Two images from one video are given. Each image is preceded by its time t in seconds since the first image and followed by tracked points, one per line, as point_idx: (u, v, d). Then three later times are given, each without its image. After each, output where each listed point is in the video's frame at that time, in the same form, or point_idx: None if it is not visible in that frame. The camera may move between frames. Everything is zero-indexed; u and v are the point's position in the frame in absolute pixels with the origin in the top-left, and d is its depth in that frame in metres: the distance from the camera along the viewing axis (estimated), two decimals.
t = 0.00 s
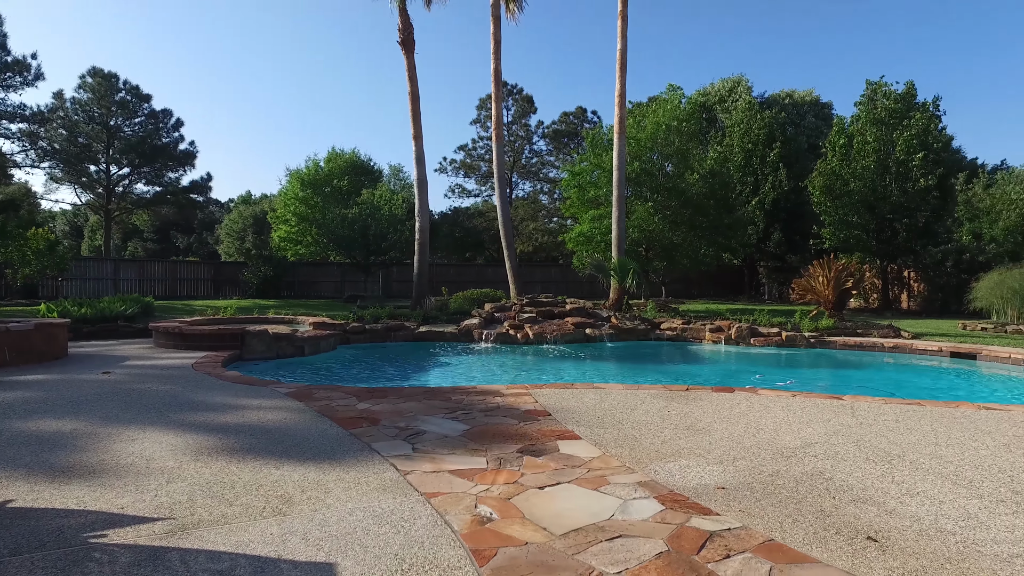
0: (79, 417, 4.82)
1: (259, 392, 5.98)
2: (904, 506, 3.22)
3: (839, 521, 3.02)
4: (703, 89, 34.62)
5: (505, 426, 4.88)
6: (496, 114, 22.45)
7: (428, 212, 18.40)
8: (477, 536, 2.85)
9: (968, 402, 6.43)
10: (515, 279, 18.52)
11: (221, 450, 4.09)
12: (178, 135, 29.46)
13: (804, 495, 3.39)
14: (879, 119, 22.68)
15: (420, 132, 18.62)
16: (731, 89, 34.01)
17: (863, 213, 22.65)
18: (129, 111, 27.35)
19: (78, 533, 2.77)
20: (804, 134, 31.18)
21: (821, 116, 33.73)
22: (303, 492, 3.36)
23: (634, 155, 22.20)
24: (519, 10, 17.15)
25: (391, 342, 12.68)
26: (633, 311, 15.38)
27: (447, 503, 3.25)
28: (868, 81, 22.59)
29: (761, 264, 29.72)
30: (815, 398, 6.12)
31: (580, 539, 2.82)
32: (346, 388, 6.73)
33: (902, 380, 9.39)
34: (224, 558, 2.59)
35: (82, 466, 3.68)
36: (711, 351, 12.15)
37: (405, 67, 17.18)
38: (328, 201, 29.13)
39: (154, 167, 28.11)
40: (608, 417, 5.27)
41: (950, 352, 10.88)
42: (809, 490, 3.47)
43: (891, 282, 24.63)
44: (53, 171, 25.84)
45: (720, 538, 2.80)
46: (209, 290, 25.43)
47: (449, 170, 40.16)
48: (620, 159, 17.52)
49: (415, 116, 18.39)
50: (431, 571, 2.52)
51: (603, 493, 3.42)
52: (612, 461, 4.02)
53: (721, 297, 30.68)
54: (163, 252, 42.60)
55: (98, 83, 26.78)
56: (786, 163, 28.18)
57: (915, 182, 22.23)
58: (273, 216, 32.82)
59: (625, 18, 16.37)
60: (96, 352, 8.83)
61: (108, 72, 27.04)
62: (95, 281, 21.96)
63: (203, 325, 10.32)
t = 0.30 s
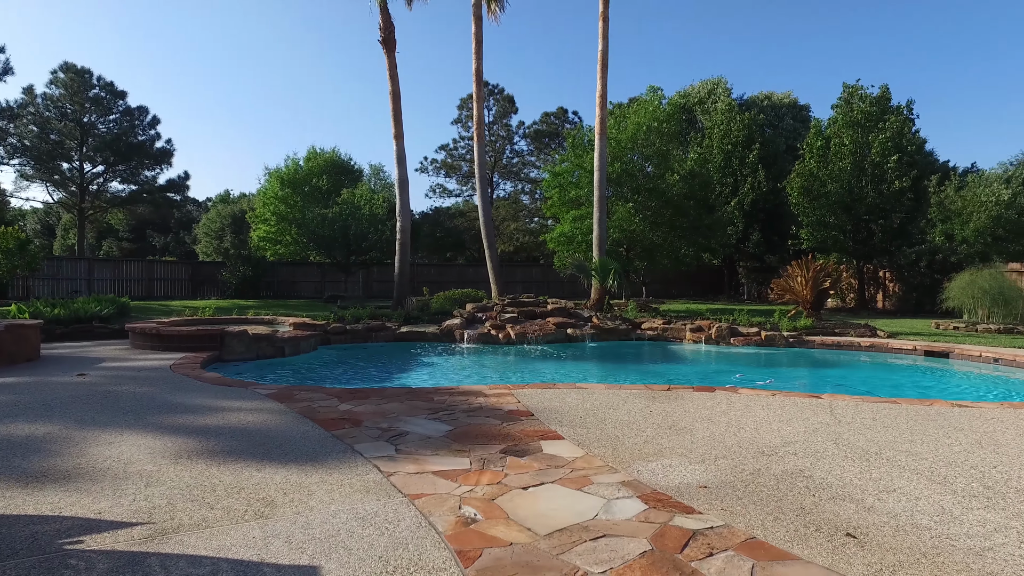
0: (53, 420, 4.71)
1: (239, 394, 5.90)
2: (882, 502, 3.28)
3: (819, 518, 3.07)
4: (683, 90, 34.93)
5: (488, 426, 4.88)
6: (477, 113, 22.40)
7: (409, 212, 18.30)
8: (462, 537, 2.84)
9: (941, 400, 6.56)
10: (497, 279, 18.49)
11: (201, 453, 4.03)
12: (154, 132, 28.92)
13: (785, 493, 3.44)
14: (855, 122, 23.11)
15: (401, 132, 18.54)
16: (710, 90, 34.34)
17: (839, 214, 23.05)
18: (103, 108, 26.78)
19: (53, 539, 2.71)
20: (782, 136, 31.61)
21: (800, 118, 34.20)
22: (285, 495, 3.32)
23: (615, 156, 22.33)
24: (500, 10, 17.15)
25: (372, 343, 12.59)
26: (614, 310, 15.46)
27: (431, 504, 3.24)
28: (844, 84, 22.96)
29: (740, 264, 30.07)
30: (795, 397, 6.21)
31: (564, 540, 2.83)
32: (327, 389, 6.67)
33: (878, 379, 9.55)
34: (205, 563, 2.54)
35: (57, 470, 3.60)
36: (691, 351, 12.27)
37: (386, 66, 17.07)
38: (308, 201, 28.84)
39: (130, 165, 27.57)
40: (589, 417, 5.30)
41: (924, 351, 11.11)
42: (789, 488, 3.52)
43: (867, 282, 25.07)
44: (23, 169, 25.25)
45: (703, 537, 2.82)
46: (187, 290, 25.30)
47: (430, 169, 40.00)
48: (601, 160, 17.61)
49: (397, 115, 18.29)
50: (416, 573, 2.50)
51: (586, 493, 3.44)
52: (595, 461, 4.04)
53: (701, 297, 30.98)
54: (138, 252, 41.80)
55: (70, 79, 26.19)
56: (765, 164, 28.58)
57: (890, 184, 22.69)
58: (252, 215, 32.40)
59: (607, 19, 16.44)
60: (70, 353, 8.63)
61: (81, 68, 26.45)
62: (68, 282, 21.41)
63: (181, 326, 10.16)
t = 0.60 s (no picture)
0: (31, 423, 4.62)
1: (222, 395, 5.84)
2: (863, 500, 3.33)
3: (802, 516, 3.11)
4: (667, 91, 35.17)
5: (474, 427, 4.87)
6: (462, 113, 22.34)
7: (394, 212, 18.21)
8: (448, 539, 2.83)
9: (920, 399, 6.66)
10: (482, 279, 18.47)
11: (185, 455, 3.98)
12: (134, 130, 28.51)
13: (769, 492, 3.48)
14: (836, 123, 23.43)
15: (386, 131, 18.44)
16: (694, 92, 34.61)
17: (821, 215, 23.36)
18: (82, 105, 26.33)
19: (32, 545, 2.66)
20: (765, 137, 31.95)
21: (782, 119, 34.58)
22: (270, 497, 3.29)
23: (600, 156, 22.42)
24: (485, 10, 17.13)
25: (357, 343, 12.52)
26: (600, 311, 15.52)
27: (417, 505, 3.23)
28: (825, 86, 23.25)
29: (724, 264, 30.35)
30: (778, 396, 6.28)
31: (551, 540, 2.84)
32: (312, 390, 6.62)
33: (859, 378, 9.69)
34: (189, 567, 2.51)
35: (35, 474, 3.53)
36: (676, 351, 12.35)
37: (371, 65, 16.98)
38: (292, 200, 28.59)
39: (109, 163, 27.14)
40: (575, 417, 5.32)
41: (904, 351, 11.29)
42: (773, 487, 3.57)
43: (849, 282, 25.40)
44: None
45: (688, 536, 2.85)
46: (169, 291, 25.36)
47: (415, 169, 39.87)
48: (586, 160, 17.67)
49: (381, 114, 18.20)
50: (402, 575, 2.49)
51: (573, 493, 3.45)
52: (581, 461, 4.06)
53: (685, 296, 31.22)
54: (119, 251, 41.15)
55: (48, 74, 25.69)
56: (748, 164, 28.90)
57: (870, 185, 23.05)
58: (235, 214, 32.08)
59: (592, 20, 16.50)
60: (49, 354, 8.47)
61: (59, 64, 25.97)
62: (48, 282, 20.81)
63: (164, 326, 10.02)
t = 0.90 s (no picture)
0: (13, 426, 4.55)
1: (209, 396, 5.78)
2: (851, 500, 3.36)
3: (792, 516, 3.13)
4: (656, 92, 35.31)
5: (464, 428, 4.86)
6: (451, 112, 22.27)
7: (383, 211, 18.14)
8: (439, 540, 2.83)
9: (905, 398, 6.73)
10: (471, 279, 18.44)
11: (173, 457, 3.94)
12: (119, 128, 28.17)
13: (758, 492, 3.50)
14: (823, 125, 23.65)
15: (374, 131, 18.37)
16: (683, 92, 34.77)
17: (808, 215, 23.56)
18: (66, 102, 25.99)
19: (15, 550, 2.61)
20: (753, 138, 32.17)
21: (770, 120, 34.81)
22: (259, 500, 3.26)
23: (589, 156, 22.46)
24: (474, 10, 17.10)
25: (346, 343, 12.46)
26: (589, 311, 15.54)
27: (408, 507, 3.22)
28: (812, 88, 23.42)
29: (713, 264, 30.54)
30: (767, 396, 6.32)
31: (542, 541, 2.84)
32: (300, 391, 6.57)
33: (845, 378, 9.79)
34: (177, 571, 2.49)
35: (18, 478, 3.48)
36: (665, 351, 12.39)
37: (360, 64, 16.89)
38: (279, 199, 28.40)
39: (94, 162, 26.80)
40: (565, 417, 5.32)
41: (890, 350, 11.40)
42: (762, 487, 3.59)
43: (835, 282, 25.62)
44: None
45: (678, 537, 2.86)
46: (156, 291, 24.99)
47: (403, 168, 39.74)
48: (575, 161, 17.69)
49: (370, 114, 18.12)
50: None
51: (563, 494, 3.46)
52: (571, 462, 4.07)
53: (673, 296, 31.36)
54: (104, 251, 40.65)
55: (30, 71, 25.29)
56: (736, 165, 29.14)
57: (857, 186, 23.26)
58: (222, 213, 31.81)
59: (581, 21, 16.53)
60: (32, 355, 8.35)
61: (42, 60, 25.57)
62: (31, 282, 20.48)
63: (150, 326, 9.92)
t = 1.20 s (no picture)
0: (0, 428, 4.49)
1: (201, 397, 5.74)
2: (843, 500, 3.37)
3: (785, 517, 3.14)
4: (649, 92, 35.38)
5: (457, 429, 4.85)
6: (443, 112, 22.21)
7: (375, 211, 18.08)
8: (433, 542, 2.82)
9: (895, 398, 6.77)
10: (464, 279, 18.42)
11: (164, 460, 3.91)
12: (109, 127, 27.93)
13: (751, 493, 3.51)
14: (815, 126, 23.77)
15: (367, 131, 18.32)
16: (676, 92, 34.86)
17: (800, 215, 23.70)
18: (54, 100, 25.75)
19: (2, 556, 2.58)
20: (745, 139, 32.33)
21: (762, 121, 34.95)
22: (251, 502, 3.25)
23: (581, 156, 22.49)
24: (467, 10, 17.08)
25: (338, 344, 12.43)
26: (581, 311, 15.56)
27: (401, 509, 3.21)
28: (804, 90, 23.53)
29: (705, 264, 30.63)
30: (759, 397, 6.35)
31: (536, 543, 2.84)
32: (292, 392, 6.54)
33: (835, 378, 9.85)
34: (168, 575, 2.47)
35: (5, 481, 3.43)
36: (658, 351, 12.42)
37: (352, 64, 16.82)
38: (271, 199, 28.26)
39: (84, 161, 26.57)
40: (559, 418, 5.32)
41: (881, 350, 11.48)
42: (755, 488, 3.60)
43: (827, 282, 25.81)
44: None
45: (673, 538, 2.86)
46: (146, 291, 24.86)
47: (396, 168, 39.64)
48: (568, 161, 17.69)
49: (362, 113, 18.06)
50: None
51: (557, 495, 3.46)
52: (564, 463, 4.07)
53: (665, 296, 31.46)
54: (94, 250, 40.31)
55: (18, 69, 25.03)
56: (729, 165, 29.31)
57: (848, 187, 23.40)
58: (214, 213, 31.64)
59: (574, 21, 16.54)
60: (21, 356, 8.28)
61: (30, 58, 25.33)
62: (20, 282, 20.31)
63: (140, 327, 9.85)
